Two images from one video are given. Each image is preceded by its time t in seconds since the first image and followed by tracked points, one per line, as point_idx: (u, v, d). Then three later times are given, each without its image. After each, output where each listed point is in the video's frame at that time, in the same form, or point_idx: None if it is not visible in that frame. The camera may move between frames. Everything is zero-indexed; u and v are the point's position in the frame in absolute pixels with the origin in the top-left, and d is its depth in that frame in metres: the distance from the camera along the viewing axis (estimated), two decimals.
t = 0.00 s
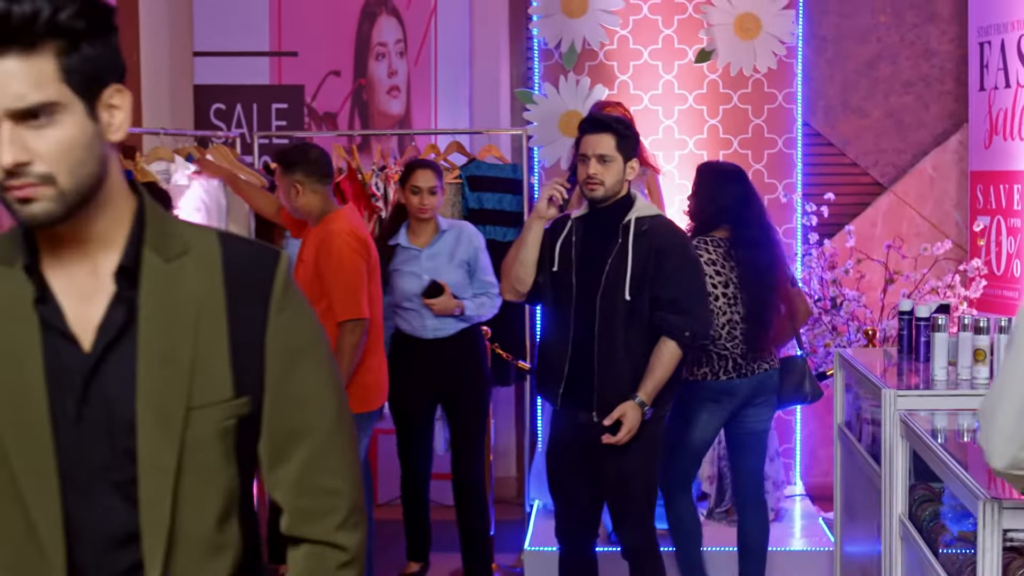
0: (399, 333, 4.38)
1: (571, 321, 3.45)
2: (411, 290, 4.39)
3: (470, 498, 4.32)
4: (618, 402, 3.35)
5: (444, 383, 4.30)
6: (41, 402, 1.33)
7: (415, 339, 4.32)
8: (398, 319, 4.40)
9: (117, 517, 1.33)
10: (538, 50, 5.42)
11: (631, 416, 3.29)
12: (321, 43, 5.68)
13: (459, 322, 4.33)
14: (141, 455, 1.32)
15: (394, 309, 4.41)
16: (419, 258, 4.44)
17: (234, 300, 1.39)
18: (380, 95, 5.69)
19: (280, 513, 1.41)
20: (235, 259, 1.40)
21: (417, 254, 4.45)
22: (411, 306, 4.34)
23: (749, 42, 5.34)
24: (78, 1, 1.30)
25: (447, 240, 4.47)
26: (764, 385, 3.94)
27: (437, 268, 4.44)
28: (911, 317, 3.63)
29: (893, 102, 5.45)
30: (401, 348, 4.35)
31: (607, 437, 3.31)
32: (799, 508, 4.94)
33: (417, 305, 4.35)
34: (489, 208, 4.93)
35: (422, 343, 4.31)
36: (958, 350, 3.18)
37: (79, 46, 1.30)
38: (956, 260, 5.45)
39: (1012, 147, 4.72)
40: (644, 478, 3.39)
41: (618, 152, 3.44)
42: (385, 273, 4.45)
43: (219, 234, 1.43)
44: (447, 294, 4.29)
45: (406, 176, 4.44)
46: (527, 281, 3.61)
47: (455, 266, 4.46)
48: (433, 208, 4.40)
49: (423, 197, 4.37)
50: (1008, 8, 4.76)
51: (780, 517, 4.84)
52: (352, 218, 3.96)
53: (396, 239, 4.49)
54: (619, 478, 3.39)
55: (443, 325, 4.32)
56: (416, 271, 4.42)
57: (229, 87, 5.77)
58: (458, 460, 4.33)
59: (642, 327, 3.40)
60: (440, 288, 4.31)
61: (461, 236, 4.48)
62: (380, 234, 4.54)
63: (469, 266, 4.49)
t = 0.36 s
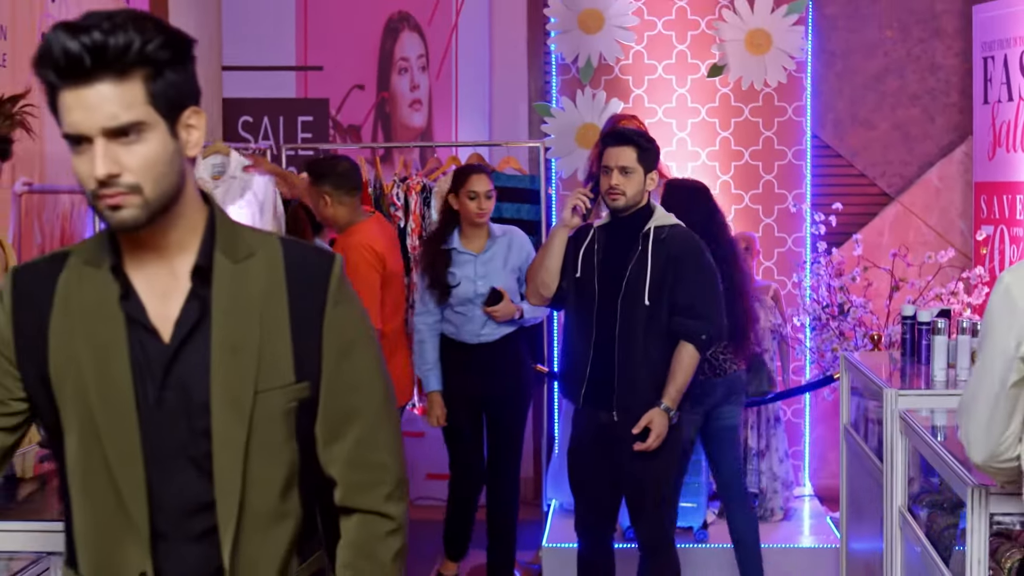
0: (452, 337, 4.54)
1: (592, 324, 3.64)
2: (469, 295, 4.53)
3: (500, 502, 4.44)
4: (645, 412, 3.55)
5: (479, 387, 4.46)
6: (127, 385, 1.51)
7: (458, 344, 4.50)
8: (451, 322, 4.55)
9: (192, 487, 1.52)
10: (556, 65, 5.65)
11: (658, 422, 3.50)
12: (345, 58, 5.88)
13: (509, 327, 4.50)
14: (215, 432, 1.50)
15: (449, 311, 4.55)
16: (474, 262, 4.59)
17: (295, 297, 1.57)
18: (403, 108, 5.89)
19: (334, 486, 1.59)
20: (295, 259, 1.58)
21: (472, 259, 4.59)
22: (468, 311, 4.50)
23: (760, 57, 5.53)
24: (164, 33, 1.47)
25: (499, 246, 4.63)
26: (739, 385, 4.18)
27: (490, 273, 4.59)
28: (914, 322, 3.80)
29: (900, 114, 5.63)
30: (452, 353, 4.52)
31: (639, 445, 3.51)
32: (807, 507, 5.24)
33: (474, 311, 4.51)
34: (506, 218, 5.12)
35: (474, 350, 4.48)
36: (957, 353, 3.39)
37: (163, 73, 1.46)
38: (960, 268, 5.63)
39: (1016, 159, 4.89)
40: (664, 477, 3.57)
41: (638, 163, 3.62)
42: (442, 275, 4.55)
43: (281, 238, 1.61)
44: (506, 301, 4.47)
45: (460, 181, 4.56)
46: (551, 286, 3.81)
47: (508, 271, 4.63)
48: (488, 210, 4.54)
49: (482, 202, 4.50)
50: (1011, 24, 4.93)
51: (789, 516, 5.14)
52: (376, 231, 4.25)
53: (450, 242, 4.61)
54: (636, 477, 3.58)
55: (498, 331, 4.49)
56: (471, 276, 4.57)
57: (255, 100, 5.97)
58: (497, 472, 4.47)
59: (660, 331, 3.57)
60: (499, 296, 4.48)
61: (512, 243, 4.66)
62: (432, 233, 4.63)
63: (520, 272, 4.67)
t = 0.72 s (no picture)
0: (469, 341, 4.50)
1: (606, 318, 3.82)
2: (490, 299, 4.49)
3: (510, 492, 4.51)
4: (662, 409, 3.71)
5: (492, 386, 4.45)
6: (188, 369, 1.67)
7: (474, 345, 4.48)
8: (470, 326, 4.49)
9: (247, 462, 1.68)
10: (567, 70, 5.81)
11: (676, 418, 3.67)
12: (362, 63, 6.14)
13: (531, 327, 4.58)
14: (268, 411, 1.66)
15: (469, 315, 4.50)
16: (497, 267, 4.55)
17: (339, 290, 1.73)
18: (418, 111, 6.14)
19: (373, 460, 1.75)
20: (338, 255, 1.75)
21: (495, 263, 4.56)
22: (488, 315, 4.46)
23: (765, 62, 5.70)
24: (225, 49, 1.64)
25: (522, 252, 4.58)
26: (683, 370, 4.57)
27: (511, 277, 4.55)
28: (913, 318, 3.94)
29: (901, 118, 5.84)
30: (468, 355, 4.50)
31: (659, 440, 3.66)
32: (810, 498, 5.49)
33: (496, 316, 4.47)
34: (519, 218, 5.28)
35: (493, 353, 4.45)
36: (952, 347, 3.59)
37: (224, 85, 1.63)
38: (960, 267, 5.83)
39: (1013, 161, 5.05)
40: (673, 466, 3.73)
41: (651, 166, 3.77)
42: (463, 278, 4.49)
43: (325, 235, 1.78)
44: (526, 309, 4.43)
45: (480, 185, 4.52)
46: (565, 283, 3.98)
47: (529, 275, 4.58)
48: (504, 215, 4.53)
49: (493, 209, 4.50)
50: (1009, 30, 5.09)
51: (793, 507, 5.38)
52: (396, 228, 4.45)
53: (472, 243, 4.56)
54: (646, 466, 3.74)
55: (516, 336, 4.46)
56: (494, 279, 4.53)
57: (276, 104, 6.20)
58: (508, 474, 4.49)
59: (672, 327, 3.75)
60: (514, 302, 4.46)
61: (534, 250, 4.61)
62: (454, 235, 4.57)
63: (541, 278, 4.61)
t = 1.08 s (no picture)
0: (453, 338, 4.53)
1: (610, 311, 3.94)
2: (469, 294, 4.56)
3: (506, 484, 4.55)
4: (663, 397, 3.84)
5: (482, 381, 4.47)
6: (223, 353, 1.78)
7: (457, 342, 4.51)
8: (452, 323, 4.54)
9: (277, 440, 1.79)
10: (569, 70, 5.97)
11: (677, 406, 3.79)
12: (369, 63, 6.31)
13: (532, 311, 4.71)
14: (297, 393, 1.78)
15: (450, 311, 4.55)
16: (474, 259, 4.63)
17: (363, 281, 1.86)
18: (423, 110, 6.31)
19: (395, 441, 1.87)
20: (363, 249, 1.88)
21: (473, 257, 4.63)
22: (469, 309, 4.52)
23: (763, 62, 5.81)
24: (259, 56, 1.76)
25: (497, 246, 4.68)
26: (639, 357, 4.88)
27: (489, 270, 4.64)
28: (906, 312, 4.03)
29: (896, 117, 5.97)
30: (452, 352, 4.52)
31: (660, 428, 3.79)
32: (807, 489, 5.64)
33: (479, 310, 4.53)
34: (522, 214, 5.39)
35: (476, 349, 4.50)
36: (942, 339, 3.75)
37: (257, 90, 1.75)
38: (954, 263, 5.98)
39: (1005, 159, 5.18)
40: (674, 455, 3.85)
41: (654, 165, 3.89)
42: (440, 274, 4.56)
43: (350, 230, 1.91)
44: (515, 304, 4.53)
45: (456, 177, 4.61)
46: (570, 277, 4.10)
47: (505, 267, 4.69)
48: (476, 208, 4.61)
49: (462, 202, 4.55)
50: (1002, 31, 5.21)
51: (789, 497, 5.53)
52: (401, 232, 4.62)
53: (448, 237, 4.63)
54: (649, 452, 3.87)
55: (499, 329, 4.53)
56: (471, 272, 4.61)
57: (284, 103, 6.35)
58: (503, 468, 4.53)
59: (674, 320, 3.87)
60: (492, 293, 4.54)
61: (507, 240, 4.73)
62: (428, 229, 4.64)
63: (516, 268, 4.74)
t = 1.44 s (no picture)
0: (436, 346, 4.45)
1: (611, 303, 3.99)
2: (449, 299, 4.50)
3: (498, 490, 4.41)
4: (663, 387, 3.93)
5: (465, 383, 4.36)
6: (243, 339, 1.85)
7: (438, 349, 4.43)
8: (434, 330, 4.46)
9: (295, 423, 1.86)
10: (570, 65, 6.06)
11: (678, 397, 3.89)
12: (372, 61, 6.38)
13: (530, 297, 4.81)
14: (314, 378, 1.85)
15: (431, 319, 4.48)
16: (454, 263, 4.56)
17: (377, 271, 1.93)
18: (425, 106, 6.40)
19: (407, 425, 1.94)
20: (377, 241, 1.95)
21: (452, 261, 4.56)
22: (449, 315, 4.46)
23: (761, 59, 5.95)
24: (279, 56, 1.83)
25: (479, 249, 4.60)
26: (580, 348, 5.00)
27: (471, 275, 4.56)
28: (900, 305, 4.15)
29: (893, 113, 6.06)
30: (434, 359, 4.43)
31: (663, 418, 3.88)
32: (803, 480, 5.74)
33: (460, 315, 4.45)
34: (523, 208, 5.47)
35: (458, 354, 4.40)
36: (936, 331, 3.86)
37: (277, 88, 1.83)
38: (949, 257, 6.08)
39: (1000, 154, 5.26)
40: (674, 444, 3.95)
41: (655, 160, 3.98)
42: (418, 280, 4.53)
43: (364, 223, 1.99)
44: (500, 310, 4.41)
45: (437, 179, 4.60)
46: (573, 269, 4.19)
47: (488, 271, 4.59)
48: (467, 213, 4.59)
49: (453, 205, 4.54)
50: (997, 28, 5.29)
51: (787, 488, 5.63)
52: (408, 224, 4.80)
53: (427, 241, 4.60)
54: (649, 442, 3.96)
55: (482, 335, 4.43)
56: (450, 277, 4.53)
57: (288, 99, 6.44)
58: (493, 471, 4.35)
59: (675, 312, 3.97)
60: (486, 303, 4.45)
61: (494, 245, 4.64)
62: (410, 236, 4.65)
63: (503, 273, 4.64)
